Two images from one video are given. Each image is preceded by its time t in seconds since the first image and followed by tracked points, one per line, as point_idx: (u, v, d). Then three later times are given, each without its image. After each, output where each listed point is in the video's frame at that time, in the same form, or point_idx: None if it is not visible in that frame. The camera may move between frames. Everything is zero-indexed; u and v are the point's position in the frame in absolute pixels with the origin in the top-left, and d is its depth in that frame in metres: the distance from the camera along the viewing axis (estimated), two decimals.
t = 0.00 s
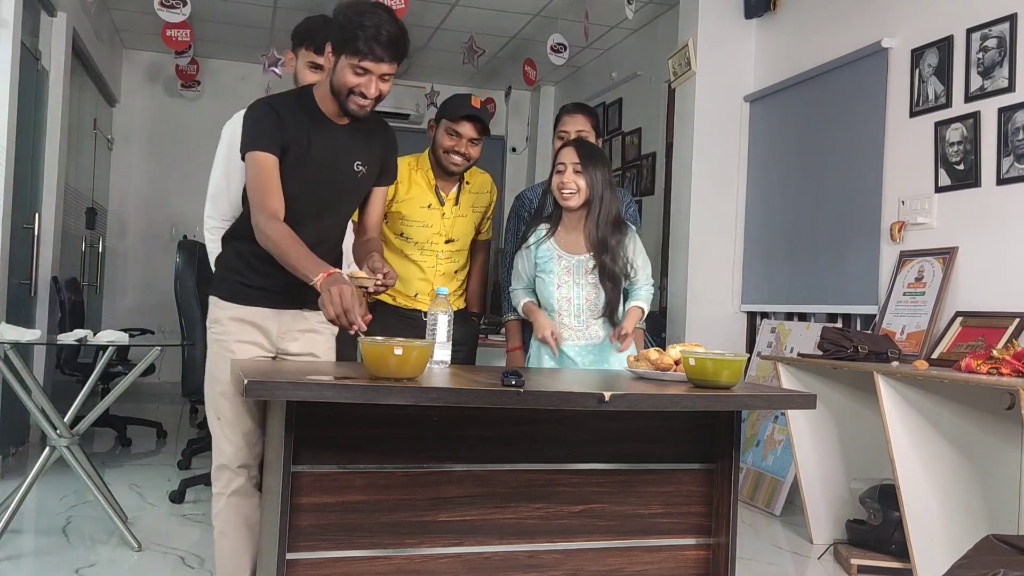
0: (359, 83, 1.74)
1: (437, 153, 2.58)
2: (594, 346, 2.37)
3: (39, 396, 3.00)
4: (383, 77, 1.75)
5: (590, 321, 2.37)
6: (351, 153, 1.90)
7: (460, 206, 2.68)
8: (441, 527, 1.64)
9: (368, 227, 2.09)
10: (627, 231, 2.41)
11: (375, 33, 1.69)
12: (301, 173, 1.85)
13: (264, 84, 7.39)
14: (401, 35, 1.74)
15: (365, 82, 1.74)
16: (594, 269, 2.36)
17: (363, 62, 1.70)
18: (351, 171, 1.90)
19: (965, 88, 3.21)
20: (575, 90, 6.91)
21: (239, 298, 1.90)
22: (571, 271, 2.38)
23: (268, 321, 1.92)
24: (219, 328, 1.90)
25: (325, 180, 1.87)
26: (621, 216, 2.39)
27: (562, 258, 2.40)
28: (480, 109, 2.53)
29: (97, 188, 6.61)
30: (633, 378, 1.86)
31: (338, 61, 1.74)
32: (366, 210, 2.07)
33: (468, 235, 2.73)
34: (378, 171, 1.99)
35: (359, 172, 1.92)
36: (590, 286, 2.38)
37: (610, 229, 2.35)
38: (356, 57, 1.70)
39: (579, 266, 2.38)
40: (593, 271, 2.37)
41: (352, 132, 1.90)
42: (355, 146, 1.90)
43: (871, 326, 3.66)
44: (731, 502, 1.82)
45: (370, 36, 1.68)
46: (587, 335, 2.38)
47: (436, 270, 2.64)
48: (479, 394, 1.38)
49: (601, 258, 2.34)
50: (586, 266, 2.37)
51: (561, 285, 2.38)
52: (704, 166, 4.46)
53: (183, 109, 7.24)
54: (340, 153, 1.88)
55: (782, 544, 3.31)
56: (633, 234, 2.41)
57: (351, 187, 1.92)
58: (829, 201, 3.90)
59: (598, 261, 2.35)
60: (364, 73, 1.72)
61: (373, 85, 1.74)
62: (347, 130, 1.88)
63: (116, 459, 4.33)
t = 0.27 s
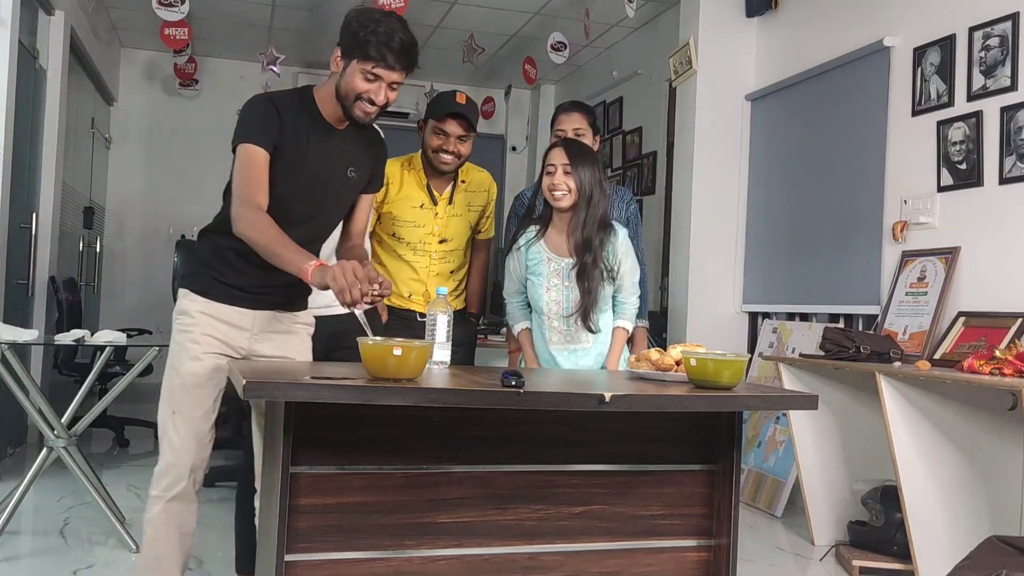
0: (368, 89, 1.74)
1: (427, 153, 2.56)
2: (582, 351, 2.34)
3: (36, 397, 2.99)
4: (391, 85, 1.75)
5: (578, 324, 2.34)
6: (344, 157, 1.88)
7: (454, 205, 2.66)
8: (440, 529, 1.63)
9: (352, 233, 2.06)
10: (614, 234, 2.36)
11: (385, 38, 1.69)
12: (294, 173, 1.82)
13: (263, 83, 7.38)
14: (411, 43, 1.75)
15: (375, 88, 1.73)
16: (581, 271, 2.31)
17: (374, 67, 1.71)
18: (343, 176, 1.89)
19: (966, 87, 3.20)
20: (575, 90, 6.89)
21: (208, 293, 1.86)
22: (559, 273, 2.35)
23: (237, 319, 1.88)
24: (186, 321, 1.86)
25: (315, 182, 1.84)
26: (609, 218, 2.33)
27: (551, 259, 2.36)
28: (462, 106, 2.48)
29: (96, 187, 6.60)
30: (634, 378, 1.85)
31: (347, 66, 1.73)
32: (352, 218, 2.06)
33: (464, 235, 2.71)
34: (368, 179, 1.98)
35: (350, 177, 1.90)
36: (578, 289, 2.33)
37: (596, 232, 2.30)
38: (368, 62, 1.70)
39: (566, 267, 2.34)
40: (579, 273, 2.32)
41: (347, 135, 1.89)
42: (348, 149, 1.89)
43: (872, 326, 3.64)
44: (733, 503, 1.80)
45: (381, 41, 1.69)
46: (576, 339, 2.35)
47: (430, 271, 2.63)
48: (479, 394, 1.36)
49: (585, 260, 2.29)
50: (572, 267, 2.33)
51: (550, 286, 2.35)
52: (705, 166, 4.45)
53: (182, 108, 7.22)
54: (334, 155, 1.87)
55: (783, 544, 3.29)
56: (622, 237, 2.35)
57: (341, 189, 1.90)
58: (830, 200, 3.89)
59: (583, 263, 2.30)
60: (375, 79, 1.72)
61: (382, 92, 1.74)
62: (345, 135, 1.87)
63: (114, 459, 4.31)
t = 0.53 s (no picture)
0: (341, 90, 1.71)
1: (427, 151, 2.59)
2: (574, 339, 2.32)
3: (37, 397, 2.99)
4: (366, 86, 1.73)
5: (571, 310, 2.33)
6: (306, 156, 1.83)
7: (458, 203, 2.66)
8: (440, 528, 1.63)
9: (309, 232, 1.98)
10: (611, 223, 2.36)
11: (359, 38, 1.68)
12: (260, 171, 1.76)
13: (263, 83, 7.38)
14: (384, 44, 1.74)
15: (349, 89, 1.71)
16: (577, 257, 2.31)
17: (347, 67, 1.69)
18: (303, 177, 1.84)
19: (966, 87, 3.20)
20: (575, 90, 6.90)
21: (191, 300, 1.75)
22: (555, 259, 2.34)
23: (221, 323, 1.80)
24: (168, 331, 1.74)
25: (279, 180, 1.80)
26: (606, 207, 2.34)
27: (547, 246, 2.36)
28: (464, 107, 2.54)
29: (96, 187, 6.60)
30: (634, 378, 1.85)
31: (318, 65, 1.71)
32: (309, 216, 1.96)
33: (469, 233, 2.69)
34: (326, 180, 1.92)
35: (310, 176, 1.85)
36: (573, 275, 2.33)
37: (593, 219, 2.30)
38: (340, 61, 1.68)
39: (563, 253, 2.33)
40: (576, 259, 2.32)
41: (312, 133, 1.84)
42: (310, 148, 1.84)
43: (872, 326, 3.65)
44: (733, 502, 1.81)
45: (355, 40, 1.68)
46: (569, 326, 2.32)
47: (433, 268, 2.62)
48: (478, 394, 1.37)
49: (582, 246, 2.30)
50: (568, 253, 2.33)
51: (545, 272, 2.34)
52: (705, 166, 4.45)
53: (182, 108, 7.23)
54: (298, 154, 1.81)
55: (783, 544, 3.30)
56: (618, 226, 2.35)
57: (300, 188, 1.85)
58: (830, 199, 3.89)
59: (581, 249, 2.30)
60: (349, 80, 1.70)
61: (355, 93, 1.72)
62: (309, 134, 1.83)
63: (115, 459, 4.32)
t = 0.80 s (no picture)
0: (319, 76, 1.71)
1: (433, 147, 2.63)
2: (571, 335, 2.32)
3: (37, 397, 2.99)
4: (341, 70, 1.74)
5: (567, 307, 2.32)
6: (276, 144, 1.81)
7: (464, 200, 2.68)
8: (440, 528, 1.63)
9: (272, 218, 1.92)
10: (607, 221, 2.37)
11: (335, 22, 1.68)
12: (235, 162, 1.73)
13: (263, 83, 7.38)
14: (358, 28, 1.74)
15: (326, 75, 1.72)
16: (574, 254, 2.31)
17: (325, 52, 1.69)
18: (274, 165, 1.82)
19: (966, 87, 3.20)
20: (575, 90, 6.90)
21: (174, 299, 1.70)
22: (552, 256, 2.33)
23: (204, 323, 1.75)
24: (154, 333, 1.68)
25: (252, 171, 1.77)
26: (603, 206, 2.35)
27: (544, 244, 2.34)
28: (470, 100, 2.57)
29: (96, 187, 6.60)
30: (634, 378, 1.85)
31: (293, 51, 1.69)
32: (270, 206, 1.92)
33: (475, 231, 2.71)
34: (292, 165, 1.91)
35: (280, 165, 1.83)
36: (570, 272, 2.32)
37: (590, 218, 2.32)
38: (318, 47, 1.68)
39: (560, 251, 2.33)
40: (572, 256, 2.31)
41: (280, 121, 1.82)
42: (280, 137, 1.82)
43: (872, 326, 3.65)
44: (732, 502, 1.81)
45: (331, 26, 1.68)
46: (565, 323, 2.32)
47: (438, 263, 2.63)
48: (479, 395, 1.37)
49: (579, 244, 2.30)
50: (565, 250, 2.33)
51: (542, 268, 2.33)
52: (705, 166, 4.46)
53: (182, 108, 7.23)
54: (268, 143, 1.79)
55: (783, 544, 3.30)
56: (614, 224, 2.36)
57: (271, 179, 1.82)
58: (830, 199, 3.89)
59: (578, 248, 2.30)
60: (327, 65, 1.71)
61: (333, 78, 1.73)
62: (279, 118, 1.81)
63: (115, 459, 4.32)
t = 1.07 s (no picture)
0: (315, 68, 1.71)
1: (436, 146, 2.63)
2: (572, 335, 2.32)
3: (37, 397, 2.99)
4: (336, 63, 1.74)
5: (567, 307, 2.32)
6: (267, 138, 1.82)
7: (466, 199, 2.68)
8: (440, 528, 1.63)
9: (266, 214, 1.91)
10: (604, 220, 2.37)
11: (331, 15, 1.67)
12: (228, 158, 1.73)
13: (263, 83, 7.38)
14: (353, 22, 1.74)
15: (322, 67, 1.71)
16: (572, 254, 2.31)
17: (322, 45, 1.68)
18: (266, 159, 1.82)
19: (966, 87, 3.20)
20: (575, 90, 6.90)
21: (174, 300, 1.70)
22: (551, 256, 2.33)
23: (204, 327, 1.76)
24: (153, 336, 1.67)
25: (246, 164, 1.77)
26: (600, 206, 2.35)
27: (542, 244, 2.34)
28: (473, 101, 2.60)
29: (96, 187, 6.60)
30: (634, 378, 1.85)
31: (288, 42, 1.69)
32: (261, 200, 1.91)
33: (476, 229, 2.71)
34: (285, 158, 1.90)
35: (273, 157, 1.84)
36: (569, 272, 2.32)
37: (587, 217, 2.31)
38: (315, 39, 1.68)
39: (558, 251, 2.32)
40: (571, 256, 2.31)
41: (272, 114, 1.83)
42: (271, 130, 1.82)
43: (872, 326, 3.65)
44: (733, 502, 1.81)
45: (327, 17, 1.67)
46: (565, 323, 2.32)
47: (439, 260, 2.63)
48: (479, 395, 1.36)
49: (577, 245, 2.30)
50: (563, 250, 2.32)
51: (541, 269, 2.33)
52: (705, 166, 4.45)
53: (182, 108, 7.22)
54: (262, 137, 1.80)
55: (783, 544, 3.30)
56: (612, 224, 2.36)
57: (264, 173, 1.83)
58: (830, 198, 3.89)
59: (576, 247, 2.30)
60: (322, 58, 1.70)
61: (329, 71, 1.72)
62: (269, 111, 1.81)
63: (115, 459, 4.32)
